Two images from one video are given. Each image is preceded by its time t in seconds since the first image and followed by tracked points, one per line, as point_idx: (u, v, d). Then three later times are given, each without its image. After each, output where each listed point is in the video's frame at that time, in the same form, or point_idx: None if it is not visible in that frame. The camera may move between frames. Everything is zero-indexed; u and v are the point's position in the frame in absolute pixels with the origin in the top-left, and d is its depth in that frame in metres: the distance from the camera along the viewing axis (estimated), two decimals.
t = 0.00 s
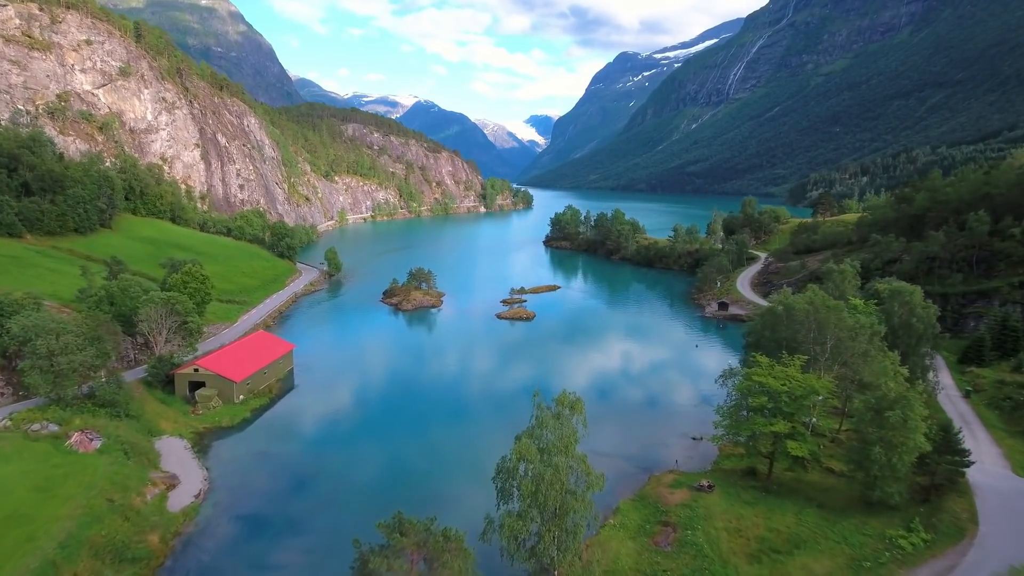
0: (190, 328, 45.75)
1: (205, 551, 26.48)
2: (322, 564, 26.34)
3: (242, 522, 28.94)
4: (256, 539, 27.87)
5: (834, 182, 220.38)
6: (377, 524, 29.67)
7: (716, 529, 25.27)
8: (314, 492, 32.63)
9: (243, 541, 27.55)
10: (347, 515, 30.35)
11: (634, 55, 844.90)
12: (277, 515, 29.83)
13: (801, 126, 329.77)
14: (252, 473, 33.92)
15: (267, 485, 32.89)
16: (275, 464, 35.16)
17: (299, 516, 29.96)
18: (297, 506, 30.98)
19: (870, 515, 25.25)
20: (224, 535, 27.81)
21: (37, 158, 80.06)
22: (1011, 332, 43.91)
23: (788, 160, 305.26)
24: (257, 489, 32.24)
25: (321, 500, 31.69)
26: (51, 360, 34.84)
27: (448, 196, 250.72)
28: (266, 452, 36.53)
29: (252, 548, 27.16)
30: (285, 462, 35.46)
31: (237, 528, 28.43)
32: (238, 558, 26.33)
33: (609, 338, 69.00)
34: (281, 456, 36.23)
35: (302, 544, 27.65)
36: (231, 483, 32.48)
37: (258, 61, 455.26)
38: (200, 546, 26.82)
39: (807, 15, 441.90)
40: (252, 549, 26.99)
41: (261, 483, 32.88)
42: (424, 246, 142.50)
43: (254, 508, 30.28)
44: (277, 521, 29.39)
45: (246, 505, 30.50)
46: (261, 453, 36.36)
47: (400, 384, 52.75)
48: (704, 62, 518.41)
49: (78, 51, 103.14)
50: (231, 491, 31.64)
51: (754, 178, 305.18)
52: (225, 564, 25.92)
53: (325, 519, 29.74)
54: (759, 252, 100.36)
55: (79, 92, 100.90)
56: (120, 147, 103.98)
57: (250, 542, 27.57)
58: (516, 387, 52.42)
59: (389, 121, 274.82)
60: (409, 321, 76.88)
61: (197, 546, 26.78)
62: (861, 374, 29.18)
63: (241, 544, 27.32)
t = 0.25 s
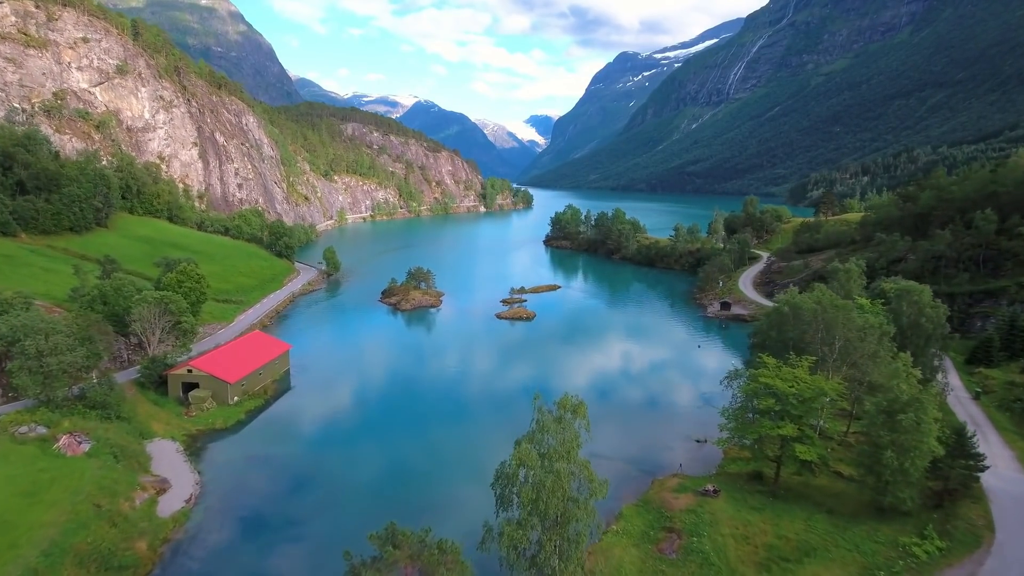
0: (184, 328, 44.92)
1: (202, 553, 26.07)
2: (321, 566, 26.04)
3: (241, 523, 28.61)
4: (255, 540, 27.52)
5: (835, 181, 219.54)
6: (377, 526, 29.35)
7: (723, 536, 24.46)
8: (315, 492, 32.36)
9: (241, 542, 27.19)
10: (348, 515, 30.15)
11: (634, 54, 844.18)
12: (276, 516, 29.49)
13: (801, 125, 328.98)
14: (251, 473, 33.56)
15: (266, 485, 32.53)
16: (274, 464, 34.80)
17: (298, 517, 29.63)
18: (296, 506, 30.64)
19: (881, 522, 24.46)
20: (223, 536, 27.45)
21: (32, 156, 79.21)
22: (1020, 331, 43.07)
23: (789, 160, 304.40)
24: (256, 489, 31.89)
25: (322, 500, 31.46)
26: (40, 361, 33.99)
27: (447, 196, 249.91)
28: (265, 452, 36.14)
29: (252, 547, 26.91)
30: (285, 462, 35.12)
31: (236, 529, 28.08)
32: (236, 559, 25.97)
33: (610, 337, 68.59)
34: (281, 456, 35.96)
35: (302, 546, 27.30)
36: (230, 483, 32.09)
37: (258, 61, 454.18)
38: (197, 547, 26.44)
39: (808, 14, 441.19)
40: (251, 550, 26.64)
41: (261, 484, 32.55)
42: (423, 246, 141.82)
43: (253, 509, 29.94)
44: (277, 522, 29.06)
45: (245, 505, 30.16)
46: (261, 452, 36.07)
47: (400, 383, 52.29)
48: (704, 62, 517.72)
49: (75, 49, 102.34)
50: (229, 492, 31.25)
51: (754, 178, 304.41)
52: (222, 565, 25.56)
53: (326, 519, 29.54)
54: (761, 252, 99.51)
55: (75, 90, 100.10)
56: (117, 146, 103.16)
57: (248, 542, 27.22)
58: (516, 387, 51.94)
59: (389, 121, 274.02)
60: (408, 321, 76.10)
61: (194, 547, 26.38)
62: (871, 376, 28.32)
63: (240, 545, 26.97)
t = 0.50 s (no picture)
0: (176, 328, 43.96)
1: (198, 556, 25.72)
2: (319, 569, 25.74)
3: (239, 525, 28.32)
4: (252, 542, 27.24)
5: (836, 181, 218.68)
6: (376, 529, 29.00)
7: (731, 544, 23.55)
8: (314, 492, 32.15)
9: (239, 544, 26.88)
10: (347, 517, 29.90)
11: (634, 54, 843.34)
12: (274, 518, 29.20)
13: (801, 125, 328.14)
14: (250, 474, 33.25)
15: (265, 486, 32.29)
16: (273, 465, 34.47)
17: (296, 520, 29.31)
18: (294, 508, 30.32)
19: (894, 530, 23.54)
20: (220, 538, 27.18)
21: (26, 154, 78.27)
22: None
23: (789, 159, 303.52)
24: (255, 490, 31.60)
25: (321, 502, 31.19)
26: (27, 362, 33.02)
27: (447, 195, 249.04)
28: (263, 453, 35.80)
29: (251, 549, 26.68)
30: (284, 463, 34.78)
31: (234, 531, 27.79)
32: (233, 562, 25.67)
33: (611, 336, 68.04)
34: (281, 456, 35.72)
35: (300, 549, 26.96)
36: (228, 485, 31.76)
37: (258, 61, 453.16)
38: (194, 550, 26.08)
39: (808, 14, 440.18)
40: (248, 552, 26.34)
41: (259, 485, 32.27)
42: (423, 246, 140.90)
43: (251, 511, 29.63)
44: (275, 524, 28.75)
45: (244, 507, 29.88)
46: (260, 452, 35.80)
47: (399, 382, 51.76)
48: (704, 62, 516.88)
49: (71, 47, 101.44)
50: (227, 493, 30.91)
51: (754, 177, 303.63)
52: (219, 568, 25.24)
53: (326, 521, 29.29)
54: (762, 251, 98.63)
55: (71, 88, 99.16)
56: (113, 144, 102.29)
57: (246, 545, 26.92)
58: (516, 386, 51.38)
59: (388, 120, 273.04)
60: (407, 321, 75.19)
61: (190, 550, 26.07)
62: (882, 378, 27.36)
63: (237, 548, 26.67)
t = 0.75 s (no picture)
0: (170, 329, 43.15)
1: (197, 557, 25.58)
2: (319, 571, 25.62)
3: (238, 526, 28.24)
4: (251, 542, 27.15)
5: (836, 181, 217.84)
6: (375, 529, 28.89)
7: (739, 553, 22.75)
8: (314, 493, 31.99)
9: (238, 545, 26.79)
10: (347, 518, 29.77)
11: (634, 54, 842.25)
12: (273, 518, 29.13)
13: (802, 125, 327.30)
14: (249, 474, 33.14)
15: (265, 486, 32.15)
16: (272, 465, 34.34)
17: (296, 520, 29.22)
18: (294, 509, 30.20)
19: (907, 537, 22.77)
20: (220, 538, 27.10)
21: (21, 152, 77.44)
22: None
23: (789, 159, 302.69)
24: (254, 491, 31.49)
25: (321, 503, 31.05)
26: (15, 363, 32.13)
27: (447, 195, 248.26)
28: (262, 453, 35.62)
29: (250, 550, 26.58)
30: (283, 463, 34.65)
31: (233, 531, 27.73)
32: (232, 562, 25.58)
33: (611, 335, 67.80)
34: (281, 456, 35.56)
35: (298, 549, 26.88)
36: (228, 485, 31.63)
37: (258, 61, 452.34)
38: (193, 550, 25.96)
39: (808, 13, 439.17)
40: (247, 552, 26.27)
41: (259, 485, 32.18)
42: (422, 245, 140.07)
43: (250, 511, 29.55)
44: (275, 524, 28.68)
45: (243, 507, 29.81)
46: (260, 453, 35.66)
47: (399, 381, 51.49)
48: (704, 62, 515.90)
49: (67, 44, 100.69)
50: (226, 494, 30.76)
51: (754, 177, 302.92)
52: (217, 568, 25.11)
53: (326, 521, 29.18)
54: (764, 251, 97.84)
55: (67, 86, 98.36)
56: (110, 143, 101.51)
57: (245, 545, 26.84)
58: (516, 385, 51.08)
59: (388, 119, 272.08)
60: (405, 321, 74.46)
61: (189, 550, 25.96)
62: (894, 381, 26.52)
63: (236, 548, 26.60)
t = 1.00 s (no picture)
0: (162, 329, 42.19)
1: (194, 559, 25.17)
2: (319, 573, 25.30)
3: (237, 527, 27.90)
4: (250, 544, 26.83)
5: (837, 180, 216.90)
6: (375, 531, 28.56)
7: (747, 564, 21.88)
8: (314, 493, 31.63)
9: (237, 547, 26.46)
10: (347, 519, 29.44)
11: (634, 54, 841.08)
12: (272, 520, 28.79)
13: (802, 124, 326.33)
14: (248, 475, 32.77)
15: (264, 487, 31.79)
16: (272, 466, 33.97)
17: (295, 521, 28.92)
18: (293, 510, 29.90)
19: (923, 547, 21.88)
20: (219, 540, 26.80)
21: (15, 150, 76.50)
22: None
23: (789, 159, 301.80)
24: (253, 491, 31.18)
25: (321, 504, 30.70)
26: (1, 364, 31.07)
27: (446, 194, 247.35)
28: (262, 453, 35.28)
29: (250, 552, 26.25)
30: (282, 463, 34.30)
31: (232, 532, 27.41)
32: (230, 565, 25.25)
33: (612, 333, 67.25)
34: (280, 456, 35.19)
35: (297, 550, 26.53)
36: (226, 487, 31.27)
37: (258, 61, 451.10)
38: (190, 553, 25.58)
39: (808, 13, 438.11)
40: (245, 554, 25.95)
41: (258, 485, 31.86)
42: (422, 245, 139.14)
43: (249, 512, 29.23)
44: (274, 526, 28.37)
45: (241, 508, 29.44)
46: (259, 453, 35.26)
47: (398, 380, 50.98)
48: (704, 62, 514.93)
49: (63, 42, 99.80)
50: (224, 496, 30.39)
51: (755, 177, 302.07)
52: (215, 570, 24.80)
53: (326, 523, 28.83)
54: (766, 250, 96.97)
55: (63, 84, 97.49)
56: (106, 141, 100.61)
57: (243, 547, 26.52)
58: (517, 383, 50.58)
59: (387, 119, 271.04)
60: (404, 321, 73.43)
61: (187, 552, 25.62)
62: (909, 385, 25.56)
63: (235, 550, 26.32)
